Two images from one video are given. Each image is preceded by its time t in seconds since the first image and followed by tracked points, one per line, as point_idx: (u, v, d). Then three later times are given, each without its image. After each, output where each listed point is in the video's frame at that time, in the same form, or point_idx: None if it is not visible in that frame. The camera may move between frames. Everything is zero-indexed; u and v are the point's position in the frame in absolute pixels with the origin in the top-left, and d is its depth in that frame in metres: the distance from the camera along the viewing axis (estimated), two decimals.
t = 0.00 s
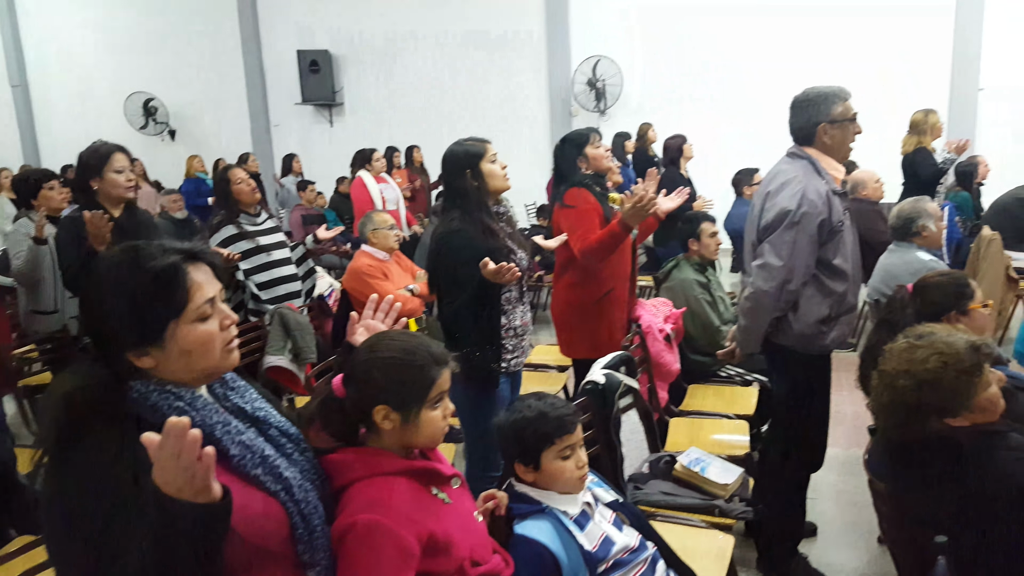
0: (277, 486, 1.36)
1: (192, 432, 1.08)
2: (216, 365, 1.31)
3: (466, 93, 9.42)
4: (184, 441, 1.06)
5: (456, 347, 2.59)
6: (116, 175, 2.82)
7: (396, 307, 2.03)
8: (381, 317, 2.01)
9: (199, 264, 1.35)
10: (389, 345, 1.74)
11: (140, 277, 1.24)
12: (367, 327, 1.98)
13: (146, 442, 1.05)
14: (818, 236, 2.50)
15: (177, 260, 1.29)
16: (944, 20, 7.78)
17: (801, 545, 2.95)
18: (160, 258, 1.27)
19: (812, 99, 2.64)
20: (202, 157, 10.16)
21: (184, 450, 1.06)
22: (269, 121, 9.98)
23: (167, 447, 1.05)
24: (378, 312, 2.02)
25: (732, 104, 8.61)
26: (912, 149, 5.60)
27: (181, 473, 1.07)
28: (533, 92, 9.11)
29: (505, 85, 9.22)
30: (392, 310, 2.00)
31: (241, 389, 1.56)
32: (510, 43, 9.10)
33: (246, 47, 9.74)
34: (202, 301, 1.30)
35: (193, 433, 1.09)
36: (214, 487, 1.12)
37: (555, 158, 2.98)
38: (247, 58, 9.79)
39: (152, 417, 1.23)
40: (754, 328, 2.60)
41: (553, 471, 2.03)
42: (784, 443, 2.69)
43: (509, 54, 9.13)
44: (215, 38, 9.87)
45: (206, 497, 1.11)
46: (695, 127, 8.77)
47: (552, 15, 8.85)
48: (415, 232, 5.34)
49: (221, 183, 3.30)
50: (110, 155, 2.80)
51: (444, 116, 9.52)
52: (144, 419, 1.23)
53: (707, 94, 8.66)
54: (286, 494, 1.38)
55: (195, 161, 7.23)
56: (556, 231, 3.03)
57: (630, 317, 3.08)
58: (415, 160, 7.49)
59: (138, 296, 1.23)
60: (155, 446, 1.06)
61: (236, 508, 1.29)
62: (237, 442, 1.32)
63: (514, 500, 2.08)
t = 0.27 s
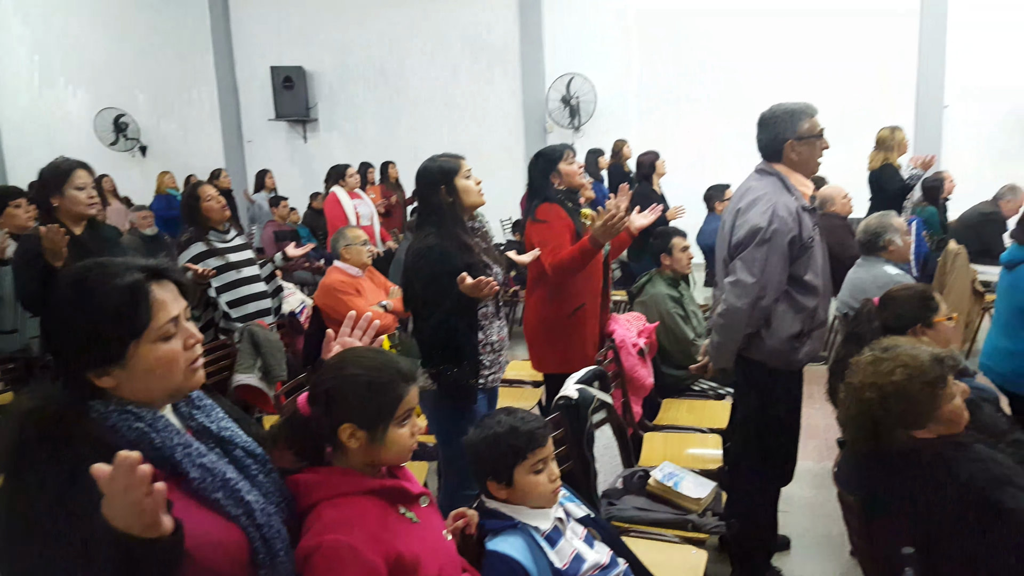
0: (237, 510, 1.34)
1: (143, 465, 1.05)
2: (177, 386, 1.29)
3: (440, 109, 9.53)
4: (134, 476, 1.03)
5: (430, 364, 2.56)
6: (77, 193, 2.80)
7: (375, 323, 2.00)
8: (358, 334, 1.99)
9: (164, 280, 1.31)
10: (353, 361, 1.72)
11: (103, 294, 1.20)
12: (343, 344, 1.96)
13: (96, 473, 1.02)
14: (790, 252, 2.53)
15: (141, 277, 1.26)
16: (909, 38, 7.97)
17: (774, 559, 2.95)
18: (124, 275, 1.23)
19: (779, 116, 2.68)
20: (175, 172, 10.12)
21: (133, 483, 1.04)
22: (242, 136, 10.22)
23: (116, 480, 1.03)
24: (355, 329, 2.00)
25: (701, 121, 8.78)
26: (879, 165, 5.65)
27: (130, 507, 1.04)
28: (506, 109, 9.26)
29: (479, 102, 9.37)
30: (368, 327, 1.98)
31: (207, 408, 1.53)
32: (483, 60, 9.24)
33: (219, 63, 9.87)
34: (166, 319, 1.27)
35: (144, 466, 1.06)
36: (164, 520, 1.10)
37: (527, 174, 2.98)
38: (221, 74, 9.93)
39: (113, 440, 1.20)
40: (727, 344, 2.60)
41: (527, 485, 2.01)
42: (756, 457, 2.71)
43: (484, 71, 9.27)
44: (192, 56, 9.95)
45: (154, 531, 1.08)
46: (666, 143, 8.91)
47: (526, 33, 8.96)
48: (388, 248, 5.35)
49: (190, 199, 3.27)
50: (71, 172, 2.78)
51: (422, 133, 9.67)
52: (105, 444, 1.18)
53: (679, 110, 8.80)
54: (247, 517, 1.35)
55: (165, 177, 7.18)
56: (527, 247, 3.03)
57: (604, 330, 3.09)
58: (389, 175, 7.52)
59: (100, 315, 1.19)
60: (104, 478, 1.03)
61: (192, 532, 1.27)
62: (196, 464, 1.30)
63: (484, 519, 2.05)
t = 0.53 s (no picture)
0: (179, 530, 1.26)
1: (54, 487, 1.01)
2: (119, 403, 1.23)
3: (406, 123, 9.54)
4: (41, 499, 0.99)
5: (390, 379, 2.55)
6: (22, 210, 2.76)
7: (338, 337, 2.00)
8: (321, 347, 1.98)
9: (106, 297, 1.28)
10: (309, 378, 1.67)
11: (42, 313, 1.18)
12: (304, 356, 1.95)
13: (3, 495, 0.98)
14: (750, 264, 2.56)
15: (82, 294, 1.23)
16: (863, 57, 8.21)
17: (735, 567, 2.96)
18: (64, 292, 1.21)
19: (741, 129, 2.72)
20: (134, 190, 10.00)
21: (42, 506, 0.99)
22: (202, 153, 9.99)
23: (24, 503, 0.98)
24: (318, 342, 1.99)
25: (662, 136, 8.90)
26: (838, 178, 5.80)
27: (40, 532, 1.00)
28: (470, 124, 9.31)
29: (445, 117, 9.40)
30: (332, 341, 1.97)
31: (156, 425, 1.49)
32: (447, 75, 9.28)
33: (179, 78, 9.76)
34: (109, 335, 1.23)
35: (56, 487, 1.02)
36: (80, 542, 1.04)
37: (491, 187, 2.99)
38: (182, 90, 9.83)
39: (46, 459, 1.16)
40: (688, 354, 2.64)
41: (491, 497, 1.99)
42: (716, 465, 2.73)
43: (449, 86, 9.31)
44: (151, 71, 9.84)
45: (67, 555, 1.03)
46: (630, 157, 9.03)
47: (491, 50, 9.08)
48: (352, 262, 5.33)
49: (147, 217, 3.29)
50: (18, 189, 2.76)
51: (385, 147, 9.61)
52: (37, 462, 1.16)
53: (642, 125, 8.91)
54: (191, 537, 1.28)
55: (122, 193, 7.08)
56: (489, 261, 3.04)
57: (567, 343, 3.10)
58: (351, 190, 7.50)
59: (39, 333, 1.17)
60: (12, 500, 0.99)
61: (128, 554, 1.19)
62: (138, 483, 1.23)
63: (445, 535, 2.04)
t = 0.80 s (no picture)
0: (115, 548, 1.21)
1: None
2: (55, 418, 1.18)
3: (360, 134, 9.48)
4: None
5: (338, 394, 2.51)
6: None
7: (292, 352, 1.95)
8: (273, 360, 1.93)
9: (40, 308, 1.22)
10: (253, 392, 1.61)
11: None
12: (255, 370, 1.90)
13: None
14: (697, 274, 2.60)
15: (14, 304, 1.17)
16: (808, 71, 8.45)
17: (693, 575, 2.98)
18: None
19: (688, 142, 2.77)
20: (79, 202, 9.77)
21: None
22: (149, 164, 9.92)
23: None
24: (270, 354, 1.94)
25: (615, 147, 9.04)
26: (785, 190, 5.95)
27: None
28: (423, 136, 9.31)
29: (398, 129, 9.36)
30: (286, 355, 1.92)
31: (96, 438, 1.40)
32: (401, 86, 9.25)
33: (123, 88, 9.67)
34: (42, 348, 1.17)
35: None
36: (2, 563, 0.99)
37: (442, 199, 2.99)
38: (126, 100, 9.71)
39: None
40: (638, 365, 2.66)
41: (449, 502, 1.95)
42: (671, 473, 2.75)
43: (402, 97, 9.27)
44: (96, 82, 9.68)
45: None
46: (583, 169, 9.14)
47: (444, 61, 9.08)
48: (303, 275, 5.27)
49: (88, 230, 3.18)
50: None
51: (339, 158, 9.58)
52: None
53: (595, 137, 9.05)
54: (128, 555, 1.23)
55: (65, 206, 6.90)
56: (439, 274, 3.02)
57: (522, 355, 3.10)
58: (303, 202, 7.43)
59: None
60: None
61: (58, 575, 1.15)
62: (71, 500, 1.18)
63: (397, 550, 2.00)
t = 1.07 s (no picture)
0: (69, 556, 1.20)
1: None
2: (13, 426, 1.15)
3: (334, 144, 9.45)
4: None
5: (306, 404, 2.49)
6: None
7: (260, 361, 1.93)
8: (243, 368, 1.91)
9: None
10: (220, 400, 1.58)
11: None
12: (225, 377, 1.87)
13: None
14: (664, 284, 2.63)
15: None
16: (777, 85, 8.60)
17: None
18: None
19: (657, 153, 2.80)
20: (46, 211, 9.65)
21: None
22: (118, 172, 9.85)
23: None
24: (240, 363, 1.92)
25: (587, 158, 9.13)
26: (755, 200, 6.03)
27: None
28: (396, 146, 9.32)
29: (371, 138, 9.35)
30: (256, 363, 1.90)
31: (57, 446, 1.38)
32: (374, 96, 9.24)
33: (92, 95, 9.60)
34: None
35: None
36: None
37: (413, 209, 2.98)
38: (95, 108, 9.65)
39: None
40: (608, 376, 2.68)
41: (427, 508, 1.94)
42: (642, 482, 2.76)
43: (375, 107, 9.27)
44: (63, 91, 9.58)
45: None
46: (557, 179, 9.21)
47: (417, 72, 9.12)
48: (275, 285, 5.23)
49: (57, 240, 3.18)
50: None
51: (314, 167, 9.54)
52: None
53: (568, 147, 9.14)
54: (81, 563, 1.22)
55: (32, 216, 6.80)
56: (410, 284, 3.02)
57: (493, 364, 3.11)
58: (274, 211, 7.39)
59: None
60: None
61: None
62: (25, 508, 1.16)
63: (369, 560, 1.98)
